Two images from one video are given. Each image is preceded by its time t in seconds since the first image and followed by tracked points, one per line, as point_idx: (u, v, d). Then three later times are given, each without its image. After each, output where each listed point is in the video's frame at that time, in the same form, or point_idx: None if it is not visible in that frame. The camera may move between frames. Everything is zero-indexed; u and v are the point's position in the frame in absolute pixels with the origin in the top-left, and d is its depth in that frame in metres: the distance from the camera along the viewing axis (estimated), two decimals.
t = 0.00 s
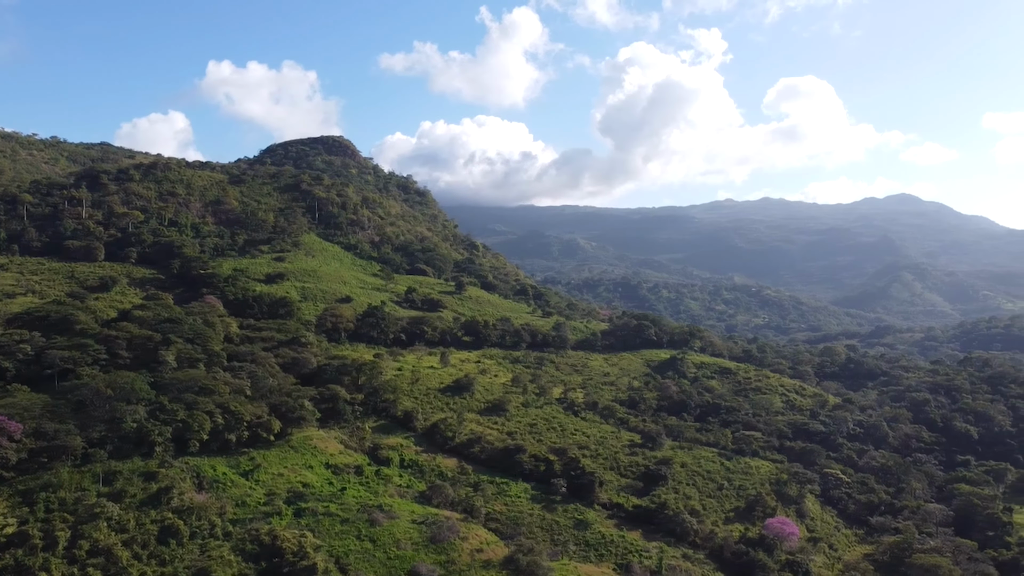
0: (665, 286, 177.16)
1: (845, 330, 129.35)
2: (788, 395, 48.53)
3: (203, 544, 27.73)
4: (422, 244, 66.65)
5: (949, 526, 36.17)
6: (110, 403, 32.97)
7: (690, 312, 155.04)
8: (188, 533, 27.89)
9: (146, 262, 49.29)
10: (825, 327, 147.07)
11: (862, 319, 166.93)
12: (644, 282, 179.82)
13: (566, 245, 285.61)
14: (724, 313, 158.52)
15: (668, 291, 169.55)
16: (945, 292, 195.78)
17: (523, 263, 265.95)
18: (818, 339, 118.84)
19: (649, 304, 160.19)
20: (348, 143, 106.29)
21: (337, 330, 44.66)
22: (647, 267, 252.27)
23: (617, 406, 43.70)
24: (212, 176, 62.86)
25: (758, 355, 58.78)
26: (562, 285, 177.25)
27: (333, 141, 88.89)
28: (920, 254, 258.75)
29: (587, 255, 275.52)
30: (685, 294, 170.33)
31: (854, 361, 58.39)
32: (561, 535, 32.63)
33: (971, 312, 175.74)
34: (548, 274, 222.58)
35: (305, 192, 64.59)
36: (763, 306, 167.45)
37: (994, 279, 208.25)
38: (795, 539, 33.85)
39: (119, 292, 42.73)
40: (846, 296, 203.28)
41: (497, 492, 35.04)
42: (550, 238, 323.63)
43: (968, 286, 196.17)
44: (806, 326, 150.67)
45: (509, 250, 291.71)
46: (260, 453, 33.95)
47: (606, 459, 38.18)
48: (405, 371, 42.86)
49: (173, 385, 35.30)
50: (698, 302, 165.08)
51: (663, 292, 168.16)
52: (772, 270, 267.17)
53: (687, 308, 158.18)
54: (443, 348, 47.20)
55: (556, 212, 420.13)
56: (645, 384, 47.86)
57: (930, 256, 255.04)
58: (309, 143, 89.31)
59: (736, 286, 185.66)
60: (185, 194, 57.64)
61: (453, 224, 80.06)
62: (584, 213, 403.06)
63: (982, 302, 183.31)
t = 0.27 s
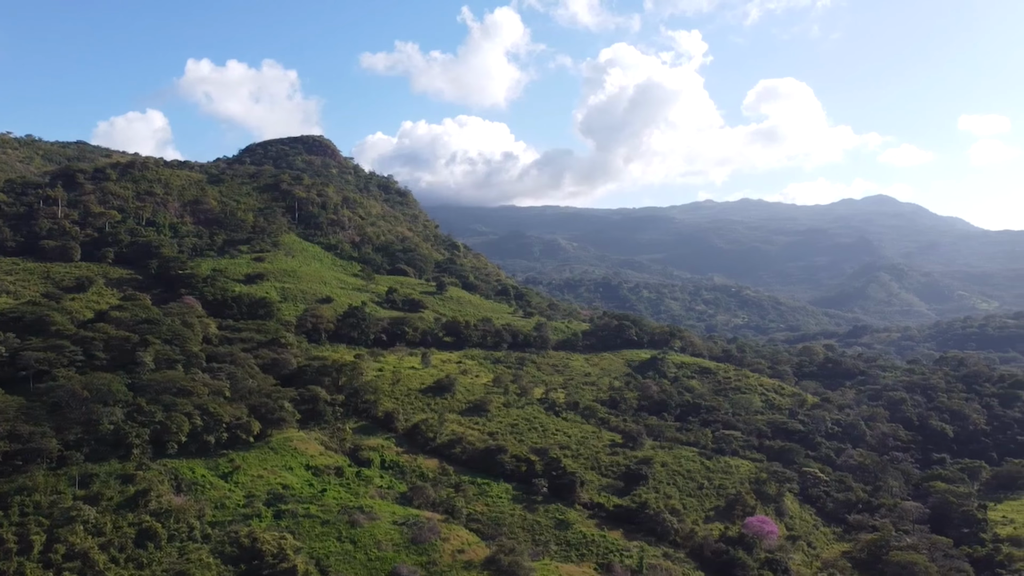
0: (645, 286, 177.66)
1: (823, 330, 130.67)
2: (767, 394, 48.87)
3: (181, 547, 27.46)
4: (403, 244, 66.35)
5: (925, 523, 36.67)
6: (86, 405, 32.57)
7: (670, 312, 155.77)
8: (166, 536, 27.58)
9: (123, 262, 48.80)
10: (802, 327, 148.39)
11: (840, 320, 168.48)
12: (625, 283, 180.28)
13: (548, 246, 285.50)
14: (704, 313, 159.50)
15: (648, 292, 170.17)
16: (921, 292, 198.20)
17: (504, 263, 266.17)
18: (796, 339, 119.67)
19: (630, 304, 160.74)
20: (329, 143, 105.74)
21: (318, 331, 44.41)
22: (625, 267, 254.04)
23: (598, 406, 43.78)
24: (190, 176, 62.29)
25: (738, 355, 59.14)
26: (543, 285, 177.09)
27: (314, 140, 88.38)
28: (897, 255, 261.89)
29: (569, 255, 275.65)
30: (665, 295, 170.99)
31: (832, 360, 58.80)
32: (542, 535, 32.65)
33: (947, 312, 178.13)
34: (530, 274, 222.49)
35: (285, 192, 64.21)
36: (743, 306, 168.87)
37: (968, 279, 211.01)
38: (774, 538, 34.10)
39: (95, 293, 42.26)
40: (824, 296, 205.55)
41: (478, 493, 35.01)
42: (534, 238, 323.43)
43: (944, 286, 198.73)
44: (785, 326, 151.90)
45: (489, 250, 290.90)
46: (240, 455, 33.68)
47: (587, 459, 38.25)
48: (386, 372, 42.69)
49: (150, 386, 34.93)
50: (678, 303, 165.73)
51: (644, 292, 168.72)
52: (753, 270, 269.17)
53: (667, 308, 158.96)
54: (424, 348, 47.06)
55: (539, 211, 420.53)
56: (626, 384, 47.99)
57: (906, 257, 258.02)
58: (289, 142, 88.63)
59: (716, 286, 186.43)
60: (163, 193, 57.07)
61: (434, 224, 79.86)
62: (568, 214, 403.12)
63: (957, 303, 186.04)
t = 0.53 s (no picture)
0: (627, 287, 178.01)
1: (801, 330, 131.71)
2: (747, 394, 49.15)
3: (159, 550, 27.15)
4: (384, 244, 65.97)
5: (902, 521, 37.14)
6: (62, 407, 32.14)
7: (651, 312, 156.36)
8: (144, 539, 27.25)
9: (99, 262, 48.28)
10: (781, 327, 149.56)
11: (818, 320, 170.13)
12: (607, 283, 180.58)
13: (533, 246, 285.18)
14: (685, 313, 160.35)
15: (629, 292, 170.67)
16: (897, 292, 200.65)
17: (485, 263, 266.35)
18: (775, 339, 120.39)
19: (610, 304, 161.11)
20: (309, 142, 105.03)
21: (298, 332, 44.14)
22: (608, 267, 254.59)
23: (580, 406, 43.83)
24: (169, 175, 61.67)
25: (718, 355, 59.43)
26: (525, 285, 176.70)
27: (294, 140, 87.79)
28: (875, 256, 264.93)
29: (552, 256, 275.52)
30: (646, 295, 171.50)
31: (811, 359, 59.20)
32: (524, 536, 32.65)
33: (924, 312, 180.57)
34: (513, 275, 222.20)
35: (265, 192, 63.78)
36: (722, 306, 170.30)
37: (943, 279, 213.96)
38: (754, 536, 34.34)
39: (71, 294, 41.77)
40: (799, 298, 207.85)
41: (460, 493, 34.94)
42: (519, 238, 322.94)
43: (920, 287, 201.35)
44: (764, 326, 152.98)
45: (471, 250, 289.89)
46: (219, 457, 33.38)
47: (568, 459, 38.31)
48: (367, 372, 42.48)
49: (128, 388, 34.52)
50: (658, 303, 166.42)
51: (625, 293, 169.16)
52: (736, 270, 270.98)
53: (648, 308, 159.61)
54: (405, 349, 46.87)
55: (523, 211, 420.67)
56: (607, 384, 48.07)
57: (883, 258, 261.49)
58: (269, 141, 87.83)
59: (697, 287, 187.21)
60: (141, 193, 56.48)
61: (415, 224, 79.59)
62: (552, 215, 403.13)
63: (933, 303, 188.88)
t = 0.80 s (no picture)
0: (608, 287, 178.34)
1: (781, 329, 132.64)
2: (727, 394, 49.41)
3: (137, 553, 26.81)
4: (365, 244, 65.54)
5: (880, 518, 37.55)
6: (38, 409, 31.69)
7: (632, 312, 156.90)
8: (121, 543, 26.91)
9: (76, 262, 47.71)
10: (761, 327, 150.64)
11: (795, 320, 171.67)
12: (589, 283, 180.85)
13: (514, 247, 284.66)
14: (666, 313, 161.20)
15: (610, 292, 171.01)
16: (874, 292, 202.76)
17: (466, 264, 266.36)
18: (754, 339, 121.06)
19: (592, 304, 161.43)
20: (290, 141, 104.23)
21: (278, 333, 43.86)
22: (589, 267, 254.97)
23: (561, 406, 43.85)
24: (146, 174, 61.03)
25: (699, 355, 59.71)
26: (506, 285, 176.39)
27: (274, 139, 87.06)
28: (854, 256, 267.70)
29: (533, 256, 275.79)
30: (627, 296, 171.95)
31: (791, 359, 59.57)
32: (505, 536, 32.64)
33: (901, 313, 182.77)
34: (496, 276, 221.88)
35: (244, 192, 63.32)
36: (702, 306, 171.76)
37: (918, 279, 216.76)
38: (734, 535, 34.55)
39: (47, 294, 41.25)
40: (781, 297, 209.21)
41: (441, 494, 34.86)
42: (502, 238, 322.27)
43: (898, 287, 203.79)
44: (744, 326, 153.97)
45: (451, 250, 288.10)
46: (198, 459, 33.07)
47: (550, 459, 38.34)
48: (347, 373, 42.25)
49: (105, 390, 34.13)
50: (639, 303, 166.96)
51: (606, 294, 169.52)
52: (719, 270, 272.53)
53: (629, 308, 160.20)
54: (386, 350, 46.67)
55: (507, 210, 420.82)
56: (588, 384, 48.13)
57: (860, 258, 264.65)
58: (249, 141, 86.98)
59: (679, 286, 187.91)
60: (118, 192, 55.87)
61: (396, 224, 79.28)
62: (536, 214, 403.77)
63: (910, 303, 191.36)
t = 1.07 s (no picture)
0: (590, 287, 178.60)
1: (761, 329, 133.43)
2: (707, 394, 49.66)
3: (115, 557, 26.42)
4: (345, 244, 65.10)
5: (858, 516, 37.94)
6: (12, 412, 31.20)
7: (612, 312, 157.21)
8: (98, 546, 26.45)
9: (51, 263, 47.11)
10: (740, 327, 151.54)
11: (775, 319, 173.04)
12: (570, 284, 181.08)
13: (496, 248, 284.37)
14: (646, 314, 161.79)
15: (591, 293, 171.28)
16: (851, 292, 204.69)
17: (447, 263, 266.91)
18: (734, 339, 121.70)
19: (572, 305, 161.41)
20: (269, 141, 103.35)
21: (257, 333, 43.57)
22: (571, 268, 255.65)
23: (543, 406, 43.88)
24: (124, 174, 60.33)
25: (679, 355, 59.96)
26: (488, 285, 176.10)
27: (253, 138, 86.20)
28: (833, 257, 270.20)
29: (514, 256, 276.33)
30: (608, 296, 172.32)
31: (770, 359, 59.95)
32: (487, 537, 32.60)
33: (879, 313, 184.73)
34: (479, 276, 221.66)
35: (223, 191, 62.81)
36: (683, 306, 172.71)
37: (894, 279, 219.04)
38: (714, 534, 34.73)
39: (22, 295, 40.70)
40: (761, 297, 210.77)
41: (422, 495, 34.77)
42: (485, 238, 321.94)
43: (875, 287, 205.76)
44: (723, 327, 154.82)
45: (434, 251, 287.17)
46: (176, 461, 32.72)
47: (531, 459, 38.37)
48: (328, 374, 42.03)
49: (81, 392, 33.70)
50: (620, 303, 167.49)
51: (587, 294, 169.62)
52: (701, 270, 273.96)
53: (610, 309, 160.51)
54: (367, 350, 46.46)
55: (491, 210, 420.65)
56: (569, 384, 48.20)
57: (838, 258, 267.72)
58: (228, 140, 86.06)
59: (661, 287, 188.61)
60: (94, 192, 55.21)
61: (377, 224, 78.95)
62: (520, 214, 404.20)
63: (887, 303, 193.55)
